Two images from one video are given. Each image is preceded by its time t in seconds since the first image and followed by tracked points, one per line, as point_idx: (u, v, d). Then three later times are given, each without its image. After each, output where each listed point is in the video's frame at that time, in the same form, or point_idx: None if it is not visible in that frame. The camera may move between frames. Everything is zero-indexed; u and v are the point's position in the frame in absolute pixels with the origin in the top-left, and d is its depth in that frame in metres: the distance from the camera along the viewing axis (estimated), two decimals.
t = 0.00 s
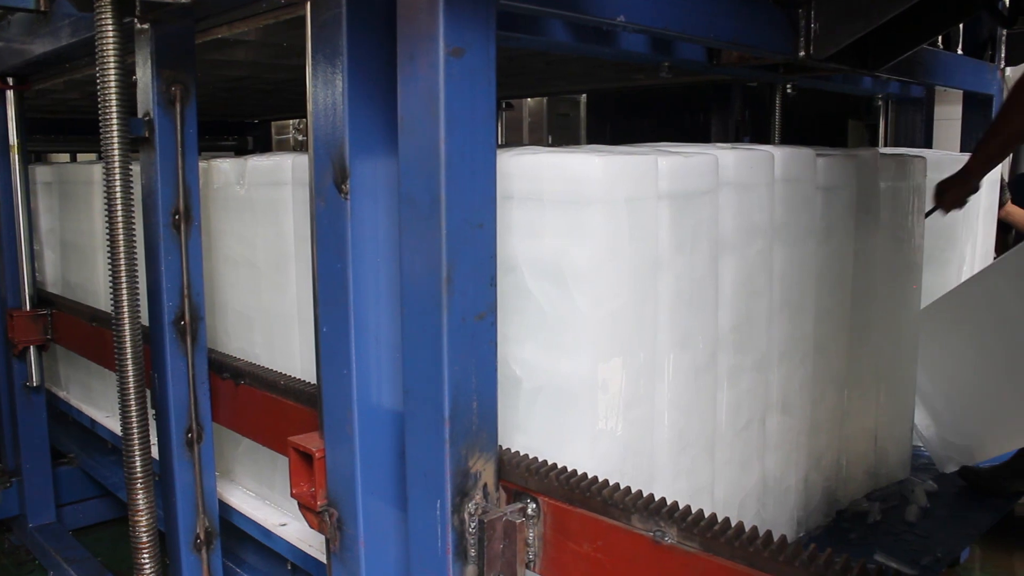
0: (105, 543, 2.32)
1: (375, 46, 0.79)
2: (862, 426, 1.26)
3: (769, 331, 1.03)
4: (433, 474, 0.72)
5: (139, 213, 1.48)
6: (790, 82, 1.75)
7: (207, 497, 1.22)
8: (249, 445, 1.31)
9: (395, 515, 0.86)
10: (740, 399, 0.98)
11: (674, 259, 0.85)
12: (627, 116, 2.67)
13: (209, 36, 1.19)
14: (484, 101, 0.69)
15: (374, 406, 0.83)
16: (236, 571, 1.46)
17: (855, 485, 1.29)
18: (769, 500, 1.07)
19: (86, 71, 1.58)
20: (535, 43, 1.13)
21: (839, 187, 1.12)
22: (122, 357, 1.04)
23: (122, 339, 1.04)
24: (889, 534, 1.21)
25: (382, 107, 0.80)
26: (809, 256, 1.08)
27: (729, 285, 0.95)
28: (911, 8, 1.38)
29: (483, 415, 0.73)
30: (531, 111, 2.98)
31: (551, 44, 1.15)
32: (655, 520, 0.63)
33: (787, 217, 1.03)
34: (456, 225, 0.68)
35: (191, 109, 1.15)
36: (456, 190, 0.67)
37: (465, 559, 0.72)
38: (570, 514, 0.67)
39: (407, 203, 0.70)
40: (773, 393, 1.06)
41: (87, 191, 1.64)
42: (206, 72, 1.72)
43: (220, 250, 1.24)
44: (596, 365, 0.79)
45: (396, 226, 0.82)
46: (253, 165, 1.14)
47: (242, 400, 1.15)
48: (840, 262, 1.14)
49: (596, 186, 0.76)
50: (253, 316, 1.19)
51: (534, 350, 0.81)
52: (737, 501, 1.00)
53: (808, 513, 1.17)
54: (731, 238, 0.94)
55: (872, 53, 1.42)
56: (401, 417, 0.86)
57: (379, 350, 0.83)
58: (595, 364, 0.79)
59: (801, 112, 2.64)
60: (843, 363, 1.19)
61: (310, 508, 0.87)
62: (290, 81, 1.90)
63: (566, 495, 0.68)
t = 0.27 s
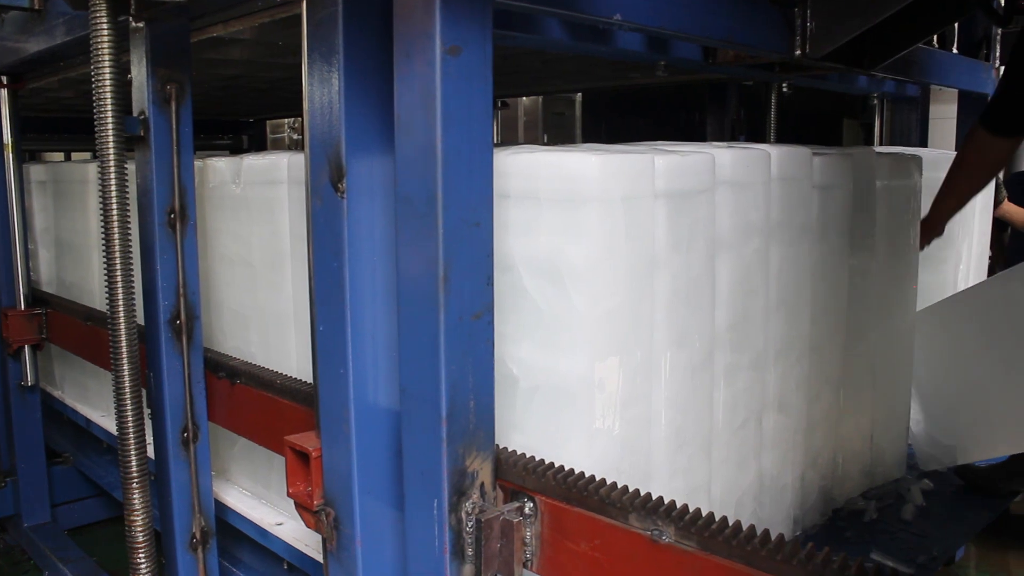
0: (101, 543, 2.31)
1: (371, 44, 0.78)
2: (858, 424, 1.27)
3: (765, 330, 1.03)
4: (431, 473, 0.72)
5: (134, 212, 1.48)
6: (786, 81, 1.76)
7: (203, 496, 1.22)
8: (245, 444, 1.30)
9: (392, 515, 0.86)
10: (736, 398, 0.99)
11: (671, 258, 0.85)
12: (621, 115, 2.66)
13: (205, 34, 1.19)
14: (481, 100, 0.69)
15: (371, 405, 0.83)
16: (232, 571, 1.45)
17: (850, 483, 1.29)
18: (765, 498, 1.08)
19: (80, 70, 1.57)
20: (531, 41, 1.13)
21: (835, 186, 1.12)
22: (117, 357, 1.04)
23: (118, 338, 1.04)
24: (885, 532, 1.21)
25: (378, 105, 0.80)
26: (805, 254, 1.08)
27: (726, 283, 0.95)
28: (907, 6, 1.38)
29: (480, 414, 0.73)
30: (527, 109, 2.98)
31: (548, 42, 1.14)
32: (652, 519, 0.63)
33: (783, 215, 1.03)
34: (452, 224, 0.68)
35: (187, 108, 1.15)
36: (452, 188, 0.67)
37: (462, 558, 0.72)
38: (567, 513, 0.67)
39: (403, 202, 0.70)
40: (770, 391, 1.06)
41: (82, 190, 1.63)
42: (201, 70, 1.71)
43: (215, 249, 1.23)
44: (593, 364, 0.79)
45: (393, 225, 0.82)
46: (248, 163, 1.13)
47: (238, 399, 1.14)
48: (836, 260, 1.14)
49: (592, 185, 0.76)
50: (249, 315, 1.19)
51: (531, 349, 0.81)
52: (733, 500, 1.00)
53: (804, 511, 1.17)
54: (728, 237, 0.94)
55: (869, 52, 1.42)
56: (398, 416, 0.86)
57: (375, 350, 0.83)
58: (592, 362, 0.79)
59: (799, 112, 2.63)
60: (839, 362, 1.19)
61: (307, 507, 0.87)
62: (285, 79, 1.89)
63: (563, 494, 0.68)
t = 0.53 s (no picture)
0: (98, 542, 2.31)
1: (371, 42, 0.78)
2: (857, 423, 1.27)
3: (765, 329, 1.03)
4: (431, 473, 0.71)
5: (131, 210, 1.47)
6: (785, 79, 1.75)
7: (201, 495, 1.21)
8: (243, 443, 1.30)
9: (391, 514, 0.86)
10: (736, 397, 0.99)
11: (671, 256, 0.85)
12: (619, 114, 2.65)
13: (201, 31, 1.18)
14: (481, 97, 0.69)
15: (370, 404, 0.83)
16: (230, 571, 1.45)
17: (849, 482, 1.29)
18: (765, 497, 1.08)
19: (77, 67, 1.57)
20: (530, 39, 1.12)
21: (835, 184, 1.12)
22: (115, 355, 1.04)
23: (115, 337, 1.03)
24: (884, 531, 1.21)
25: (377, 103, 0.79)
26: (804, 253, 1.08)
27: (725, 282, 0.95)
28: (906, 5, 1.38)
29: (480, 413, 0.72)
30: (525, 108, 2.98)
31: (547, 40, 1.14)
32: (653, 519, 0.62)
33: (783, 214, 1.03)
34: (453, 223, 0.67)
35: (184, 105, 1.15)
36: (452, 186, 0.67)
37: (462, 558, 0.72)
38: (568, 513, 0.67)
39: (403, 200, 0.70)
40: (769, 390, 1.06)
41: (78, 188, 1.62)
42: (198, 68, 1.71)
43: (213, 247, 1.23)
44: (593, 364, 0.79)
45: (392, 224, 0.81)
46: (246, 162, 1.13)
47: (235, 398, 1.14)
48: (835, 259, 1.14)
49: (593, 183, 0.76)
50: (247, 314, 1.18)
51: (530, 348, 0.80)
52: (732, 499, 1.00)
53: (803, 510, 1.17)
54: (728, 235, 0.94)
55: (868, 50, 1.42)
56: (397, 415, 0.85)
57: (375, 349, 0.83)
58: (592, 362, 0.79)
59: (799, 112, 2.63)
60: (837, 361, 1.19)
61: (305, 507, 0.87)
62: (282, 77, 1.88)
63: (564, 493, 0.68)
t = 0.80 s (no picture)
0: (94, 540, 2.30)
1: (369, 37, 0.77)
2: (854, 418, 1.27)
3: (764, 324, 1.03)
4: (430, 470, 0.71)
5: (126, 206, 1.46)
6: (782, 74, 1.75)
7: (197, 493, 1.21)
8: (239, 440, 1.29)
9: (390, 511, 0.85)
10: (735, 392, 0.98)
11: (671, 252, 0.84)
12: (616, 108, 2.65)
13: (197, 25, 1.17)
14: (481, 92, 0.68)
15: (369, 401, 0.82)
16: (227, 568, 1.44)
17: (847, 477, 1.29)
18: (763, 492, 1.08)
19: (70, 62, 1.55)
20: (529, 33, 1.12)
21: (833, 178, 1.12)
22: (111, 352, 1.03)
23: (111, 334, 1.03)
24: (883, 526, 1.21)
25: (375, 98, 0.79)
26: (803, 248, 1.08)
27: (725, 277, 0.95)
28: None
29: (480, 410, 0.72)
30: (520, 103, 2.97)
31: (545, 35, 1.13)
32: (655, 515, 0.62)
33: (782, 209, 1.03)
34: (453, 218, 0.67)
35: (179, 101, 1.14)
36: (452, 182, 0.67)
37: (463, 555, 0.72)
38: (568, 510, 0.67)
39: (402, 195, 0.70)
40: (768, 385, 1.06)
41: (72, 184, 1.61)
42: (192, 63, 1.70)
43: (209, 244, 1.22)
44: (593, 360, 0.78)
45: (390, 220, 0.81)
46: (242, 157, 1.12)
47: (232, 395, 1.13)
48: (833, 254, 1.14)
49: (593, 178, 0.75)
50: (243, 311, 1.18)
51: (530, 344, 0.80)
52: (732, 495, 1.00)
53: (801, 505, 1.17)
54: (727, 230, 0.94)
55: (866, 45, 1.42)
56: (397, 411, 0.85)
57: (373, 346, 0.82)
58: (592, 358, 0.78)
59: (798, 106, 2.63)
60: (835, 356, 1.19)
61: (304, 504, 0.86)
62: (277, 72, 1.87)
63: (564, 490, 0.68)
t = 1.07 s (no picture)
0: (65, 541, 2.26)
1: (353, 33, 0.77)
2: (833, 418, 1.28)
3: (745, 324, 1.03)
4: (412, 470, 0.70)
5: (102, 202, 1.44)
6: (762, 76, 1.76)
7: (173, 494, 1.19)
8: (216, 440, 1.28)
9: (371, 512, 0.85)
10: (716, 392, 0.99)
11: (654, 252, 0.85)
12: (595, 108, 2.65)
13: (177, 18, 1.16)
14: (465, 89, 0.68)
15: (350, 401, 0.82)
16: (202, 570, 1.43)
17: (825, 477, 1.30)
18: (743, 492, 1.08)
19: (44, 55, 1.53)
20: (512, 32, 1.11)
21: (814, 179, 1.13)
22: (86, 351, 1.01)
23: (86, 332, 1.01)
24: (862, 525, 1.24)
25: (358, 95, 0.78)
26: (784, 248, 1.08)
27: (707, 277, 0.95)
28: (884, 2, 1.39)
29: (462, 410, 0.72)
30: (500, 102, 2.96)
31: (528, 33, 1.13)
32: (638, 516, 0.62)
33: (763, 209, 1.04)
34: (436, 216, 0.66)
35: (157, 96, 1.12)
36: (435, 181, 0.66)
37: (444, 557, 0.71)
38: (551, 510, 0.67)
39: (385, 193, 0.69)
40: (748, 385, 1.07)
41: (46, 180, 1.58)
42: (170, 57, 1.67)
43: (186, 241, 1.20)
44: (576, 359, 0.78)
45: (372, 218, 0.80)
46: (221, 153, 1.11)
47: (209, 394, 1.12)
48: (813, 255, 1.15)
49: (577, 177, 0.75)
50: (221, 309, 1.16)
51: (512, 343, 0.80)
52: (712, 495, 1.00)
53: (780, 505, 1.18)
54: (709, 230, 0.94)
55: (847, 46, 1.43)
56: (377, 411, 0.84)
57: (354, 345, 0.81)
58: (575, 357, 0.78)
59: (777, 106, 2.63)
60: (814, 356, 1.20)
61: (283, 505, 0.85)
62: (255, 68, 1.85)
63: (547, 490, 0.68)
